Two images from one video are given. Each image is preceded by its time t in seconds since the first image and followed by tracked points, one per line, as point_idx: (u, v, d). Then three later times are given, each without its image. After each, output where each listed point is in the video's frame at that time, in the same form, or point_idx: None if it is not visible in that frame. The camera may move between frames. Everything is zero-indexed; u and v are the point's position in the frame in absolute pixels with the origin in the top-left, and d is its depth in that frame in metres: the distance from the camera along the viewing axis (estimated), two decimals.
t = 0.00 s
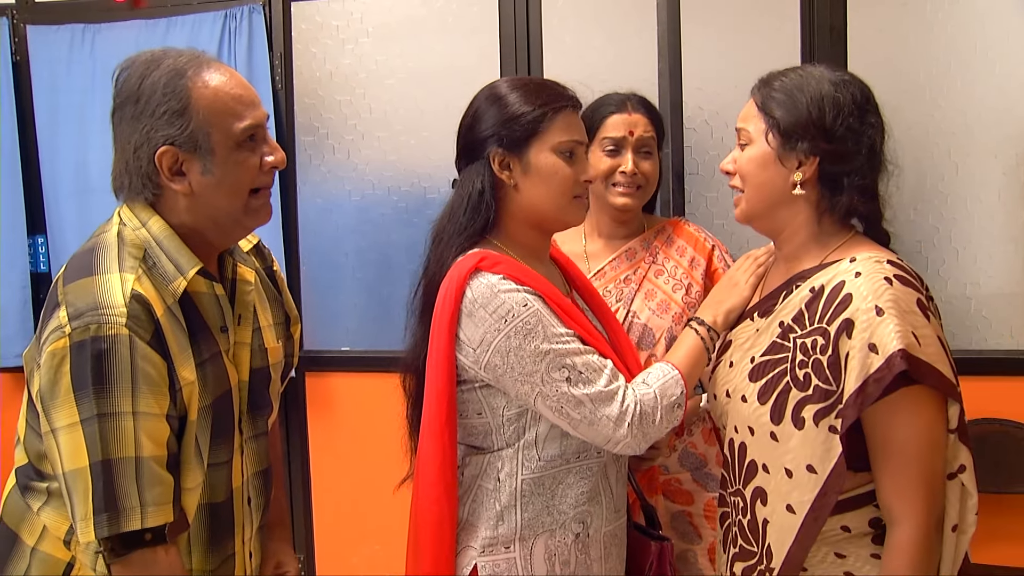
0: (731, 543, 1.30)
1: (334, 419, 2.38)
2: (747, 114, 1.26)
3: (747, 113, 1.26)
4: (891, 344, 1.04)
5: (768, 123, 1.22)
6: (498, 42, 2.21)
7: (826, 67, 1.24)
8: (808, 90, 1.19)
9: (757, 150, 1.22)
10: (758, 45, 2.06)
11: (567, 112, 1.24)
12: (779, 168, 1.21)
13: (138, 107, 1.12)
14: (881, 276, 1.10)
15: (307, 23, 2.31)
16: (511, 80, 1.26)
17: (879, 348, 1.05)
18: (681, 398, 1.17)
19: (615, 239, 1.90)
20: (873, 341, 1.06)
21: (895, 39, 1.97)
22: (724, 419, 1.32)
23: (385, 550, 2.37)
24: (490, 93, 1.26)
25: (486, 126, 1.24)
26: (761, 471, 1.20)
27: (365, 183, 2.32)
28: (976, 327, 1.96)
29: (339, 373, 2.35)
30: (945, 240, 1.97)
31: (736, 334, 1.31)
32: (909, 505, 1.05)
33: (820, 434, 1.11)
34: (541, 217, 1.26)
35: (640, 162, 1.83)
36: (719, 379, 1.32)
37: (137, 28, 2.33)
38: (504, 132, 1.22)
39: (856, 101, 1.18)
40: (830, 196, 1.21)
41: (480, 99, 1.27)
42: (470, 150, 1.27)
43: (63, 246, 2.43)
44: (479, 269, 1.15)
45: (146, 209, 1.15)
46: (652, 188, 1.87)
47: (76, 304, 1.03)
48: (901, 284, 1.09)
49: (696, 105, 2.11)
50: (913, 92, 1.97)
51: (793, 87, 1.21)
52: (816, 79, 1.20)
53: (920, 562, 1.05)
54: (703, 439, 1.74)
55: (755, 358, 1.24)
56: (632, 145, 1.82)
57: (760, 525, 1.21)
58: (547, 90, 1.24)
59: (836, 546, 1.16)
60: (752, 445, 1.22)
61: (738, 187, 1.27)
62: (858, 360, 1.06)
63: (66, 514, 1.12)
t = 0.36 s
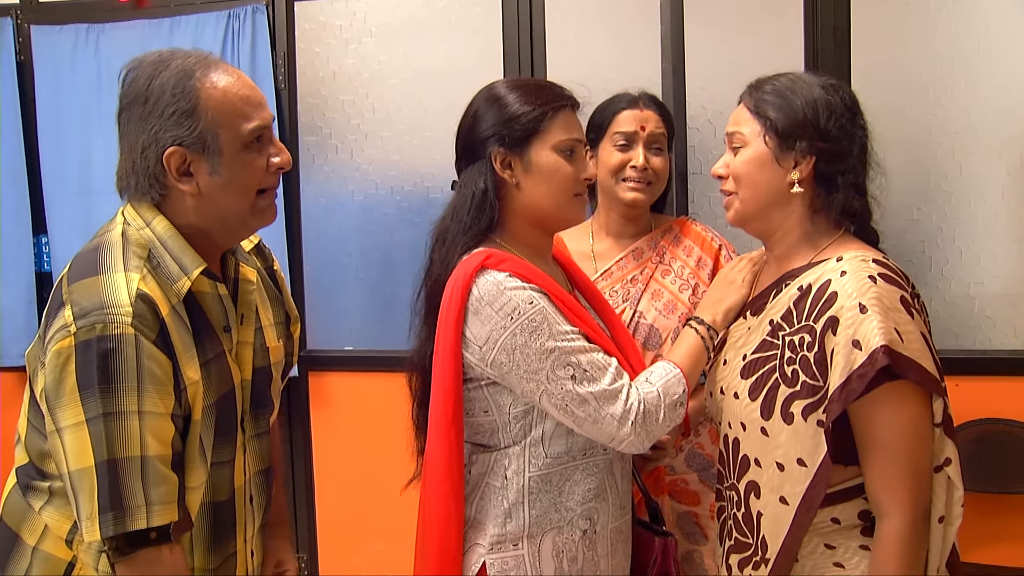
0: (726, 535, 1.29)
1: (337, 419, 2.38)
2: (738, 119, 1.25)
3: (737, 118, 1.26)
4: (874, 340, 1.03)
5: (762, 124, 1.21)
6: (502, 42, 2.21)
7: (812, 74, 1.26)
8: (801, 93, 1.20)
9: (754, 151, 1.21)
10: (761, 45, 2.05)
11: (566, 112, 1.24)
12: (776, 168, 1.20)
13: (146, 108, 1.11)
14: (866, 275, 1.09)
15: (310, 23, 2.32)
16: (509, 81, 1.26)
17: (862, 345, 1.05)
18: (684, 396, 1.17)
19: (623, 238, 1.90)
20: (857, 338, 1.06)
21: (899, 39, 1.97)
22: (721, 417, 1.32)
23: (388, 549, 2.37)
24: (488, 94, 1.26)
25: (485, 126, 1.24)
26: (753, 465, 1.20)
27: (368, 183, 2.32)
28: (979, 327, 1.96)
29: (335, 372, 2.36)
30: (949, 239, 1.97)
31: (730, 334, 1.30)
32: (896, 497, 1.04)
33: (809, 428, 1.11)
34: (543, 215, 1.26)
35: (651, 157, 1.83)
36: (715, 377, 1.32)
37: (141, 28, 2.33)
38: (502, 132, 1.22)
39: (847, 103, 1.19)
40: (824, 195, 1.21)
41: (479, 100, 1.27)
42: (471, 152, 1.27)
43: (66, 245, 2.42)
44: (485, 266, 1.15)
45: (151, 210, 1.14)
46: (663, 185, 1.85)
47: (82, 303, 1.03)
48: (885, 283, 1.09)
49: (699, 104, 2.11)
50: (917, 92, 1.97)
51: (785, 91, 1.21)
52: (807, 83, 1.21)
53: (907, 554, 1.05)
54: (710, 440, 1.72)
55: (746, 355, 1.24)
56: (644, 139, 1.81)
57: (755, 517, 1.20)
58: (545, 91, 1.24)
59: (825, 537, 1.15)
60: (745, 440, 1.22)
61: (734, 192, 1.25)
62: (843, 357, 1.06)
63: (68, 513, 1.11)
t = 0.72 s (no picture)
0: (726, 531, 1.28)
1: (340, 418, 2.38)
2: (740, 120, 1.25)
3: (741, 118, 1.25)
4: (877, 337, 1.03)
5: (767, 127, 1.21)
6: (505, 41, 2.21)
7: (815, 75, 1.25)
8: (807, 96, 1.19)
9: (758, 153, 1.21)
10: (765, 44, 2.05)
11: (566, 112, 1.24)
12: (780, 172, 1.20)
13: (145, 107, 1.11)
14: (868, 273, 1.09)
15: (313, 23, 2.32)
16: (509, 82, 1.26)
17: (865, 341, 1.04)
18: (686, 398, 1.15)
19: (628, 238, 1.89)
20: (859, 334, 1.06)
21: (904, 38, 1.96)
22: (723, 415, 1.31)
23: (392, 549, 2.37)
24: (489, 96, 1.26)
25: (488, 131, 1.23)
26: (755, 461, 1.19)
27: (371, 182, 2.32)
28: (983, 327, 1.95)
29: (334, 372, 2.36)
30: (953, 239, 1.96)
31: (735, 333, 1.31)
32: (892, 492, 1.04)
33: (811, 423, 1.10)
34: (544, 215, 1.26)
35: (659, 155, 1.82)
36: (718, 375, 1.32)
37: (144, 28, 2.34)
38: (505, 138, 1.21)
39: (852, 107, 1.19)
40: (826, 199, 1.21)
41: (478, 104, 1.27)
42: (472, 155, 1.27)
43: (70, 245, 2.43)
44: (489, 268, 1.15)
45: (149, 210, 1.14)
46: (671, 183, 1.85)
47: (80, 303, 1.03)
48: (887, 281, 1.09)
49: (703, 104, 2.11)
50: (920, 91, 1.96)
51: (790, 93, 1.20)
52: (812, 85, 1.20)
53: (903, 549, 1.04)
54: (711, 441, 1.71)
55: (748, 353, 1.23)
56: (652, 137, 1.81)
57: (755, 510, 1.20)
58: (547, 91, 1.24)
59: (823, 532, 1.15)
60: (746, 436, 1.21)
61: (736, 191, 1.25)
62: (847, 353, 1.06)
63: (69, 515, 1.11)
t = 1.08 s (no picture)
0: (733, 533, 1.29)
1: (343, 417, 2.39)
2: (744, 121, 1.25)
3: (743, 120, 1.25)
4: (885, 335, 1.03)
5: (769, 128, 1.21)
6: (511, 42, 2.21)
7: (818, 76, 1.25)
8: (809, 98, 1.19)
9: (760, 155, 1.21)
10: (770, 44, 2.05)
11: (572, 114, 1.24)
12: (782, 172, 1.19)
13: (157, 109, 1.12)
14: (875, 272, 1.09)
15: (319, 23, 2.32)
16: (516, 83, 1.26)
17: (873, 340, 1.04)
18: (700, 380, 1.12)
19: (630, 240, 1.89)
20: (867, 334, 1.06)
21: (910, 37, 1.96)
22: (727, 418, 1.32)
23: (396, 549, 2.38)
24: (495, 97, 1.26)
25: (494, 134, 1.24)
26: (764, 462, 1.19)
27: (377, 182, 2.32)
28: (990, 328, 1.95)
29: (338, 372, 2.37)
30: (959, 240, 1.96)
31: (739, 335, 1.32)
32: (903, 491, 1.04)
33: (820, 423, 1.10)
34: (552, 220, 1.27)
35: (665, 155, 1.83)
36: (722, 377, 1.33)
37: (150, 28, 2.34)
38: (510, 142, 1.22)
39: (854, 107, 1.19)
40: (829, 198, 1.21)
41: (485, 104, 1.27)
42: (478, 159, 1.27)
43: (76, 244, 2.44)
44: (494, 265, 1.15)
45: (159, 210, 1.15)
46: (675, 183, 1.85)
47: (90, 303, 1.04)
48: (893, 279, 1.09)
49: (708, 104, 2.11)
50: (926, 91, 1.96)
51: (793, 94, 1.20)
52: (814, 86, 1.21)
53: (914, 547, 1.04)
54: (710, 441, 1.74)
55: (755, 354, 1.24)
56: (657, 137, 1.82)
57: (765, 512, 1.20)
58: (553, 92, 1.24)
59: (832, 533, 1.14)
60: (754, 437, 1.22)
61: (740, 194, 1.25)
62: (855, 352, 1.06)
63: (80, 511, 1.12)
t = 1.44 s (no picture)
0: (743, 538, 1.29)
1: (349, 417, 2.39)
2: (745, 122, 1.24)
3: (744, 121, 1.25)
4: (887, 339, 1.03)
5: (768, 130, 1.20)
6: (516, 42, 2.21)
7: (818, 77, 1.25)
8: (808, 100, 1.19)
9: (761, 155, 1.21)
10: (775, 44, 2.05)
11: (579, 110, 1.24)
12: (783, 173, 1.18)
13: (168, 110, 1.12)
14: (879, 273, 1.09)
15: (324, 23, 2.33)
16: (523, 80, 1.27)
17: (876, 343, 1.04)
18: (729, 356, 1.15)
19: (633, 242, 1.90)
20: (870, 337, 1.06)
21: (915, 37, 1.96)
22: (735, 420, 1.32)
23: (402, 549, 2.38)
24: (503, 93, 1.27)
25: (500, 127, 1.24)
26: (773, 468, 1.20)
27: (382, 182, 2.33)
28: (997, 327, 1.95)
29: (345, 372, 2.37)
30: (965, 240, 1.96)
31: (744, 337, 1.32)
32: (909, 491, 1.04)
33: (826, 428, 1.11)
34: (559, 213, 1.26)
35: (665, 156, 1.83)
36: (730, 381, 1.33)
37: (156, 28, 2.35)
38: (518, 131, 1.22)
39: (855, 108, 1.19)
40: (829, 204, 1.21)
41: (492, 101, 1.28)
42: (486, 153, 1.27)
43: (82, 243, 2.44)
44: (511, 261, 1.15)
45: (169, 209, 1.15)
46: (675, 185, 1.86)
47: (104, 301, 1.04)
48: (897, 280, 1.08)
49: (712, 104, 2.11)
50: (932, 90, 1.96)
51: (792, 96, 1.20)
52: (814, 88, 1.20)
53: (922, 548, 1.04)
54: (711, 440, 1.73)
55: (763, 358, 1.24)
56: (658, 139, 1.82)
57: (776, 517, 1.20)
58: (558, 90, 1.24)
59: (842, 538, 1.14)
60: (764, 442, 1.22)
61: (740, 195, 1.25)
62: (858, 356, 1.06)
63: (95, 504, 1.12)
